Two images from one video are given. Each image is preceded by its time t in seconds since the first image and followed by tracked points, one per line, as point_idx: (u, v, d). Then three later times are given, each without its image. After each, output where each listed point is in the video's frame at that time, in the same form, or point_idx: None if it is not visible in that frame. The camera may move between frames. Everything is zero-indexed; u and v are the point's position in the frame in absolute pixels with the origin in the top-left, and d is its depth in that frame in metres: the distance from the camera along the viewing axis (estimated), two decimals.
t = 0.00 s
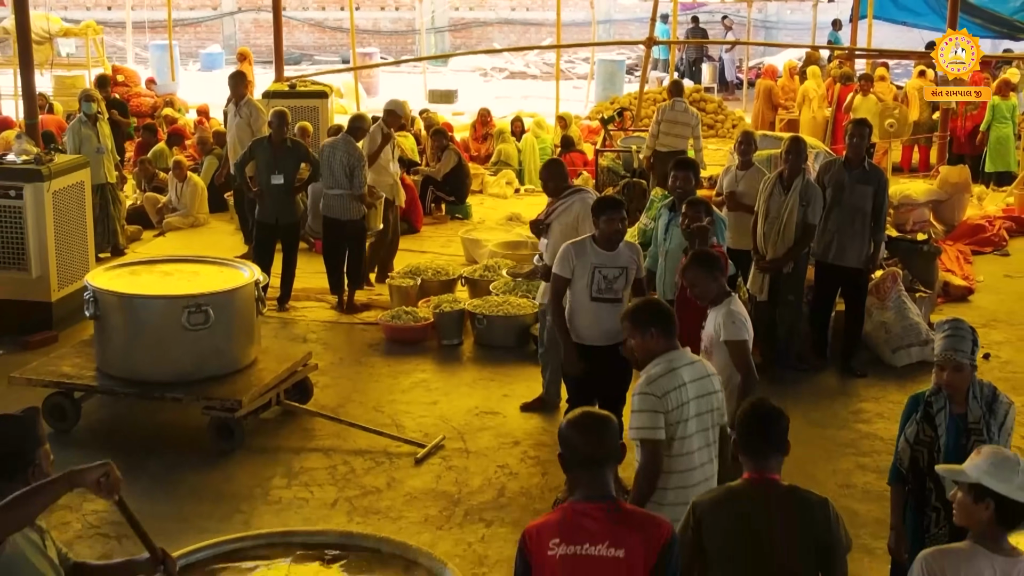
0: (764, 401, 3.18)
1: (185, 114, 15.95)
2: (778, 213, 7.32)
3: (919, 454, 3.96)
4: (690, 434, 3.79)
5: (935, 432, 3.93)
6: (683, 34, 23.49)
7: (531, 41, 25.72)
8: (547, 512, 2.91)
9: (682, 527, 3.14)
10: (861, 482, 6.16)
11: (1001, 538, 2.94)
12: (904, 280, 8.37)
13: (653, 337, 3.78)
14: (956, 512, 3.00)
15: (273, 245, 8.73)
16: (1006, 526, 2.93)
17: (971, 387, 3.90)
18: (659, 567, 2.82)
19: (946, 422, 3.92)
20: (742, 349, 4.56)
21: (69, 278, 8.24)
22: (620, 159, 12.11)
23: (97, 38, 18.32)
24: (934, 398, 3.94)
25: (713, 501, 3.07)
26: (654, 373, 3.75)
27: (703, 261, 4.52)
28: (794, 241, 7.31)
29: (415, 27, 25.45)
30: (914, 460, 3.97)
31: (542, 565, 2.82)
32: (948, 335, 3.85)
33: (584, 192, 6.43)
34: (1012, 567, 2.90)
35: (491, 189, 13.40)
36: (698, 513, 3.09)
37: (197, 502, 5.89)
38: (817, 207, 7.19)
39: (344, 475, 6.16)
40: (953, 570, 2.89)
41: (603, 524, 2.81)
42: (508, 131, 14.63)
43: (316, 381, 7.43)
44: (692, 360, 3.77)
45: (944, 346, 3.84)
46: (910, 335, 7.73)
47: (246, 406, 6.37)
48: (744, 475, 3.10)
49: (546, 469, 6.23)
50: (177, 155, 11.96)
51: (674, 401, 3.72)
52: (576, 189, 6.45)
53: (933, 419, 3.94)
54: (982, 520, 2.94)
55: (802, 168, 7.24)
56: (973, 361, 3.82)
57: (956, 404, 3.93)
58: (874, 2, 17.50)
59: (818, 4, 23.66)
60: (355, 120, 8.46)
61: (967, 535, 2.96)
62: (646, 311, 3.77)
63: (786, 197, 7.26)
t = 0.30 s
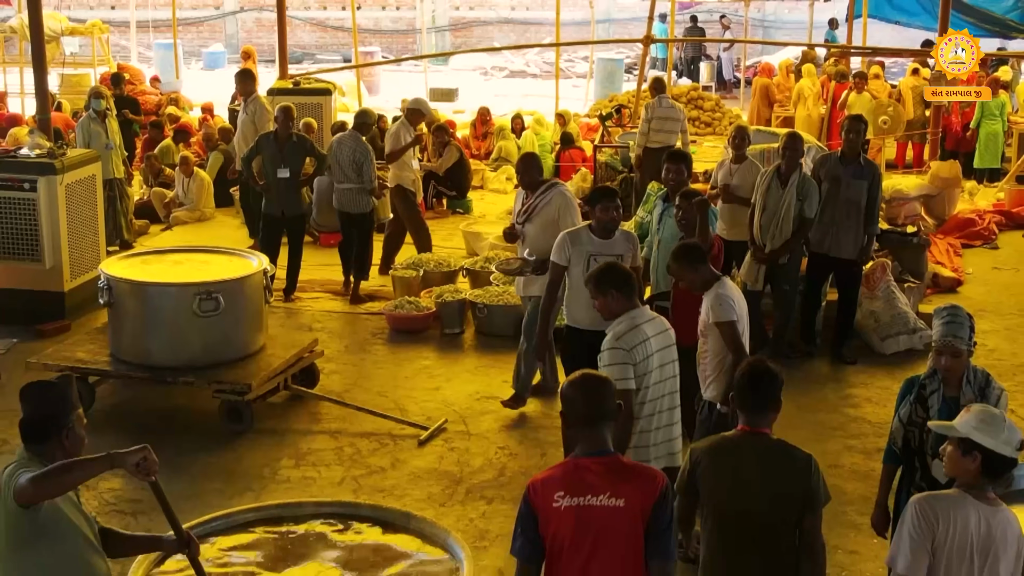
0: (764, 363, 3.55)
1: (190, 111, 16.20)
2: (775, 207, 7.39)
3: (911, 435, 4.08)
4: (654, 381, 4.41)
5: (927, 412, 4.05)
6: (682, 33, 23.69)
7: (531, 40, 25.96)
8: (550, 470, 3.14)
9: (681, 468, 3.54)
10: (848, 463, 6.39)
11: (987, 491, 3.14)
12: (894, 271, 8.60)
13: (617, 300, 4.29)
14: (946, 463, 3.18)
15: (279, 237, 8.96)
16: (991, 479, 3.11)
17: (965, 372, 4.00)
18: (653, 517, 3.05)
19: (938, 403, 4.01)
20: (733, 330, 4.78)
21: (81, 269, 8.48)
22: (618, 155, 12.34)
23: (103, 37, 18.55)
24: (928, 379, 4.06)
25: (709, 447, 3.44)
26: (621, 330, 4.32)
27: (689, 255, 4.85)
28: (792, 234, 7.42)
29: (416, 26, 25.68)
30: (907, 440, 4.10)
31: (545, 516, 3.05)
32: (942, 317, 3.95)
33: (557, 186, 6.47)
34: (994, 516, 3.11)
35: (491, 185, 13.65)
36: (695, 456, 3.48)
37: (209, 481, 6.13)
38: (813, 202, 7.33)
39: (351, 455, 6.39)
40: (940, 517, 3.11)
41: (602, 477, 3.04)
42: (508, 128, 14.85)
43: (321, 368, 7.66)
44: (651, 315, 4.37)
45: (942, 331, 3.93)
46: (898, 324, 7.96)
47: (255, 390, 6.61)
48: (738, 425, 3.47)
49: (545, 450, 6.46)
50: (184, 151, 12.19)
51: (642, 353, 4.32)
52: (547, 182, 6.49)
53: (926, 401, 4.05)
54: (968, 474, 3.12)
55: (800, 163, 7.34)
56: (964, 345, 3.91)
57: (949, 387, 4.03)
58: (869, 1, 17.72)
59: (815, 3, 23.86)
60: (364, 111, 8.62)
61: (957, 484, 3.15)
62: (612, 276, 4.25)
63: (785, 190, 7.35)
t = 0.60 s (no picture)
0: (767, 312, 3.78)
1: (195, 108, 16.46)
2: (769, 198, 7.63)
3: (886, 421, 4.30)
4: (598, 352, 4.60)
5: (901, 398, 4.25)
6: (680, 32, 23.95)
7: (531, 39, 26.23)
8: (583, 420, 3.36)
9: (692, 410, 3.79)
10: (835, 442, 6.65)
11: (952, 447, 3.38)
12: (882, 261, 8.85)
13: (561, 278, 4.62)
14: (920, 421, 3.43)
15: (285, 229, 9.22)
16: (955, 438, 3.35)
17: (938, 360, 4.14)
18: (676, 473, 3.23)
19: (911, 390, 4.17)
20: (733, 316, 5.03)
21: (94, 259, 8.73)
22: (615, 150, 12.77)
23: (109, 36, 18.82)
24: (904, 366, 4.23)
25: (722, 388, 3.72)
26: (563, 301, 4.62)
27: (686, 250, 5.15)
28: (785, 224, 7.64)
29: (417, 25, 25.95)
30: (883, 426, 4.31)
31: (575, 465, 3.28)
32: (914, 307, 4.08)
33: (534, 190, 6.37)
34: (957, 472, 3.35)
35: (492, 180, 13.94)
36: (707, 398, 3.75)
37: (221, 459, 6.39)
38: (806, 194, 7.53)
39: (357, 435, 6.65)
40: (907, 472, 3.35)
41: (630, 431, 3.25)
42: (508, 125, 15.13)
43: (327, 354, 7.92)
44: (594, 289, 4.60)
45: (913, 320, 4.05)
46: (886, 312, 8.22)
47: (265, 372, 6.87)
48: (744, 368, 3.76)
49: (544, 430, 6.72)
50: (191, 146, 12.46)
51: (582, 327, 4.53)
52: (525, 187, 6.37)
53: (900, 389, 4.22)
54: (935, 433, 3.36)
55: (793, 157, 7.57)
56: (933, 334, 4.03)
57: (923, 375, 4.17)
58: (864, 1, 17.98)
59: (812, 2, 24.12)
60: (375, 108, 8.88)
61: (926, 440, 3.39)
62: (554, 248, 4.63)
63: (778, 182, 7.58)
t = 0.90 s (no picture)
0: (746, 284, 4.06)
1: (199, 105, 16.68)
2: (763, 190, 7.86)
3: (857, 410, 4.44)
4: (553, 321, 5.02)
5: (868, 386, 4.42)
6: (678, 31, 24.19)
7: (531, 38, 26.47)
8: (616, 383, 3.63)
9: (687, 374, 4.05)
10: (825, 425, 6.88)
11: (902, 411, 3.64)
12: (873, 253, 9.08)
13: (521, 252, 5.01)
14: (874, 390, 3.70)
15: (291, 222, 9.45)
16: (905, 401, 3.62)
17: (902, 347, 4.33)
18: (701, 435, 3.49)
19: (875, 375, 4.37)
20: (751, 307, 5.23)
21: (106, 251, 8.96)
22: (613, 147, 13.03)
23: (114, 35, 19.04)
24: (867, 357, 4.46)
25: (714, 354, 4.00)
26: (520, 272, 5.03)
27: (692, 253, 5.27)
28: (778, 216, 7.87)
29: (418, 24, 26.18)
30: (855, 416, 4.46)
31: (607, 422, 3.54)
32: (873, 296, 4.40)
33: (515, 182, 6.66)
34: (908, 433, 3.62)
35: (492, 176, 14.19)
36: (701, 363, 4.02)
37: (232, 441, 6.62)
38: (798, 186, 7.81)
39: (363, 419, 6.89)
40: (861, 435, 3.61)
41: (659, 394, 3.51)
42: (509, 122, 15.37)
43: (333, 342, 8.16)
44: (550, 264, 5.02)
45: (871, 304, 4.37)
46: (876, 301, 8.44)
47: (274, 358, 7.10)
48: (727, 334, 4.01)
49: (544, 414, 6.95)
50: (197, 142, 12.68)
51: (539, 297, 4.93)
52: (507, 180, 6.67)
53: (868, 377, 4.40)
54: (887, 399, 3.63)
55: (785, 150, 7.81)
56: (891, 317, 4.32)
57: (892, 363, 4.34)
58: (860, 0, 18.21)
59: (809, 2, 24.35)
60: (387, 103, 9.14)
61: (879, 407, 3.66)
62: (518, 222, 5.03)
63: (772, 175, 7.82)
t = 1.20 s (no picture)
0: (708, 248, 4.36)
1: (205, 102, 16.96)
2: (754, 180, 8.14)
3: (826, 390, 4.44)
4: (511, 298, 5.37)
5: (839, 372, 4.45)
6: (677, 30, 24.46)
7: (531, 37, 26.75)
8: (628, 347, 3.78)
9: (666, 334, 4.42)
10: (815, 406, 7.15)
11: (837, 368, 3.86)
12: (863, 243, 9.35)
13: (480, 232, 5.23)
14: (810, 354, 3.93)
15: (299, 213, 9.72)
16: (838, 359, 3.84)
17: (871, 330, 4.38)
18: (710, 393, 3.69)
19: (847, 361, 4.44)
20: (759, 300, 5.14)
21: (119, 242, 9.23)
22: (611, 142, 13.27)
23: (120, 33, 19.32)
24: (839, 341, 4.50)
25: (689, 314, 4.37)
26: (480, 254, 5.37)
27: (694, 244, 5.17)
28: (770, 206, 8.12)
29: (419, 23, 26.46)
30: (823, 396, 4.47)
31: (620, 386, 3.70)
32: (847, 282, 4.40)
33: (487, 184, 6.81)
34: (848, 388, 3.84)
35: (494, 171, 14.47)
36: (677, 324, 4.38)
37: (244, 420, 6.90)
38: (787, 177, 8.10)
39: (370, 400, 7.16)
40: (804, 395, 3.84)
41: (671, 356, 3.69)
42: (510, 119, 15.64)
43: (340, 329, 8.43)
44: (510, 246, 5.35)
45: (841, 291, 4.38)
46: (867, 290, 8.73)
47: (284, 342, 7.37)
48: (700, 296, 4.37)
49: (544, 396, 7.22)
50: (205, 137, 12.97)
51: (498, 277, 5.26)
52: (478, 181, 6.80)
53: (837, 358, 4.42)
54: (822, 361, 3.85)
55: (775, 142, 8.09)
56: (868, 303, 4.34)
57: (860, 344, 4.37)
58: None
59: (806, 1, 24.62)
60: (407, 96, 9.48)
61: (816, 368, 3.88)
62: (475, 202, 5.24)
63: (763, 166, 8.09)
